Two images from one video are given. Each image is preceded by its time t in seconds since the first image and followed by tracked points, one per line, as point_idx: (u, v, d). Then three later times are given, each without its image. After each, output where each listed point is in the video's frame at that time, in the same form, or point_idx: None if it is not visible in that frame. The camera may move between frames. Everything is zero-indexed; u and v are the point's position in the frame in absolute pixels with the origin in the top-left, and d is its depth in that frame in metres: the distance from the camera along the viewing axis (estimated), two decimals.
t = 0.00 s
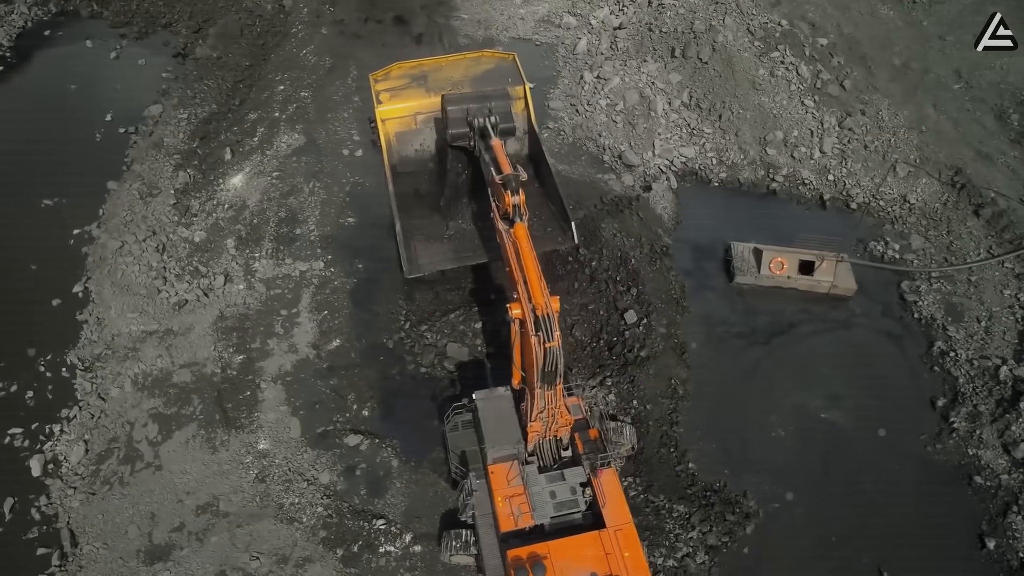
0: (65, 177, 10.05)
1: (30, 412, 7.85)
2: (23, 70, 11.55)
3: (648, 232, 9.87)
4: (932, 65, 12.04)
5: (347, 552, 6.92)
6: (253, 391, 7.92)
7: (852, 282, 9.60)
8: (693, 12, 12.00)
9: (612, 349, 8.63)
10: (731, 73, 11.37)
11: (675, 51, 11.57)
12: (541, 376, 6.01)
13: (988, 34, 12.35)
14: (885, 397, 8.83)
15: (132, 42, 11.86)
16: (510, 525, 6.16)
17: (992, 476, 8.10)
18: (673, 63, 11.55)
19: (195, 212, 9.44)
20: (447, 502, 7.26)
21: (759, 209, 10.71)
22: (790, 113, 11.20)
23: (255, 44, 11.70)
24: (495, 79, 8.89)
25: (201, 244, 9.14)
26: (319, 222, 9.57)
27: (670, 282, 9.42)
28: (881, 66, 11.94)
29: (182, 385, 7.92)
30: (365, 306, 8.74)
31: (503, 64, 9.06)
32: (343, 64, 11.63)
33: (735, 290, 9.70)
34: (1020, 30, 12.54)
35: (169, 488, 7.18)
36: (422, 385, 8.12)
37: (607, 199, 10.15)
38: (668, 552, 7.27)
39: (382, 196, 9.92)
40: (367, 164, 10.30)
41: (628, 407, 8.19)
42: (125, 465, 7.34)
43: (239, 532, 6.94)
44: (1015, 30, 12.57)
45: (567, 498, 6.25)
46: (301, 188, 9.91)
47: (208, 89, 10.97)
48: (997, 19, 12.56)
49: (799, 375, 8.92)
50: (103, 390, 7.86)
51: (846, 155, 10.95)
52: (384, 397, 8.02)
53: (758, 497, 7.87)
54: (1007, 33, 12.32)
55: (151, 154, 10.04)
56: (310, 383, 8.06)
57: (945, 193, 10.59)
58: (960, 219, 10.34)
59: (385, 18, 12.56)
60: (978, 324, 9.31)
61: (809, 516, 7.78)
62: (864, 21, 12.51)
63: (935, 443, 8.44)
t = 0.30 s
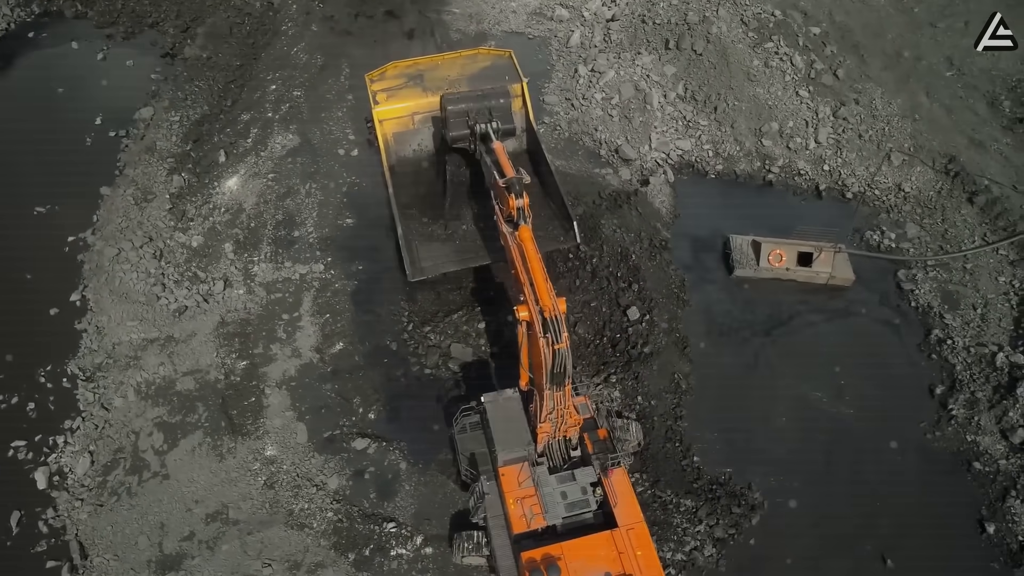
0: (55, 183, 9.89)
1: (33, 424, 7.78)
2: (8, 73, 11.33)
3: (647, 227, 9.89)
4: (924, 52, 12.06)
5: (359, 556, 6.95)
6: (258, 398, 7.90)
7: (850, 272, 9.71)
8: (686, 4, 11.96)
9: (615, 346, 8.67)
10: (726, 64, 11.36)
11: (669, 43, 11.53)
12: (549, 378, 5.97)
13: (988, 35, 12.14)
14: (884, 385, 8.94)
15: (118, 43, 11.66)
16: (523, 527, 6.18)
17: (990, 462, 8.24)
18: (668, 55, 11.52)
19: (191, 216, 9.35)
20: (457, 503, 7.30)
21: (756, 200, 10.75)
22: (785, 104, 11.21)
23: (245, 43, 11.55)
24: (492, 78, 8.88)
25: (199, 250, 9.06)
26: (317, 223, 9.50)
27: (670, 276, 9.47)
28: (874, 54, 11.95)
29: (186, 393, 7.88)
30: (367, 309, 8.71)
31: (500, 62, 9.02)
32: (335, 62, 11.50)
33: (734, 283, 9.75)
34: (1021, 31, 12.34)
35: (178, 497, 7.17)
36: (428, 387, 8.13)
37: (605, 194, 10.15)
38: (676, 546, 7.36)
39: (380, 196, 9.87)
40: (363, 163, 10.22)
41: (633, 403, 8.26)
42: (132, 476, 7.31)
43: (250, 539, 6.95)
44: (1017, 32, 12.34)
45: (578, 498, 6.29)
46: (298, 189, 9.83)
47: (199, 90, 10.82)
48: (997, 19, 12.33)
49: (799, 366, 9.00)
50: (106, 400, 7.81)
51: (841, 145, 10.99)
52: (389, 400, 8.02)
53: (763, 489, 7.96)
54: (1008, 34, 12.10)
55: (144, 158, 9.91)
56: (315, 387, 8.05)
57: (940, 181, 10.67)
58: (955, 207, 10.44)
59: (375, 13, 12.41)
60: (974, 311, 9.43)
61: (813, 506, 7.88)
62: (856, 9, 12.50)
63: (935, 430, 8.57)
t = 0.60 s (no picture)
0: (45, 189, 9.74)
1: (35, 436, 7.72)
2: None
3: (645, 221, 9.92)
4: (915, 39, 12.08)
5: (370, 559, 6.98)
6: (263, 403, 7.87)
7: (847, 262, 9.80)
8: None
9: (618, 343, 8.72)
10: (720, 55, 11.35)
11: (663, 35, 11.49)
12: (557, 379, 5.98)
13: (988, 36, 12.05)
14: (883, 374, 9.05)
15: (104, 44, 11.46)
16: (533, 527, 6.30)
17: (988, 446, 8.39)
18: (661, 47, 11.49)
19: (186, 221, 9.25)
20: (466, 503, 7.34)
21: (752, 191, 10.79)
22: (779, 94, 11.23)
23: (234, 42, 11.38)
24: (488, 75, 8.86)
25: (197, 255, 8.98)
26: (315, 225, 9.45)
27: (669, 270, 9.52)
28: (865, 42, 11.96)
29: (189, 400, 7.84)
30: (368, 311, 8.69)
31: (495, 59, 9.01)
32: (326, 60, 11.37)
33: (733, 275, 9.81)
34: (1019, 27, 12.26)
35: (186, 505, 7.16)
36: (433, 388, 8.13)
37: (603, 189, 10.16)
38: (684, 540, 7.46)
39: (377, 196, 9.82)
40: (359, 163, 10.15)
41: (637, 398, 8.32)
42: (139, 486, 7.29)
43: (261, 546, 6.96)
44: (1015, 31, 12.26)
45: (588, 497, 6.37)
46: (294, 191, 9.75)
47: (189, 92, 10.67)
48: (997, 19, 12.23)
49: (799, 356, 9.09)
50: (109, 410, 7.75)
51: (835, 134, 11.05)
52: (395, 402, 8.03)
53: (766, 480, 8.07)
54: (1008, 34, 12.05)
55: (136, 162, 9.77)
56: (320, 391, 8.03)
57: (933, 168, 10.76)
58: (948, 194, 10.54)
59: (365, 8, 12.26)
60: (969, 297, 9.55)
61: (817, 495, 8.00)
62: None
63: (933, 417, 8.70)
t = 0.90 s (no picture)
0: (37, 196, 9.57)
1: (39, 448, 7.67)
2: None
3: (643, 215, 9.95)
4: (906, 26, 12.06)
5: (383, 561, 7.02)
6: (268, 409, 7.86)
7: (843, 251, 9.87)
8: None
9: (621, 338, 8.78)
10: (713, 45, 11.33)
11: (656, 26, 11.45)
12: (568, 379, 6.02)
13: (988, 34, 11.84)
14: (882, 361, 9.16)
15: (90, 45, 11.25)
16: (543, 525, 6.33)
17: (986, 430, 8.53)
18: (654, 38, 11.45)
19: (183, 225, 9.17)
20: (476, 503, 7.39)
21: (748, 181, 10.83)
22: (773, 84, 11.24)
23: (223, 41, 11.21)
24: (484, 72, 8.77)
25: (195, 260, 8.91)
26: (313, 227, 9.39)
27: (669, 263, 9.58)
28: (857, 28, 11.95)
29: (194, 408, 7.81)
30: (370, 312, 8.67)
31: (491, 55, 8.92)
32: (317, 58, 11.24)
33: (731, 266, 9.87)
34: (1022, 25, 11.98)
35: (196, 513, 7.15)
36: (438, 388, 8.15)
37: (600, 183, 10.16)
38: (692, 532, 7.57)
39: (375, 195, 9.76)
40: (354, 163, 10.07)
41: (642, 393, 8.39)
42: (147, 496, 7.27)
43: (273, 552, 6.98)
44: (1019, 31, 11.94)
45: (597, 496, 6.42)
46: (290, 192, 9.67)
47: (178, 93, 10.50)
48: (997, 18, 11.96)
49: (799, 346, 9.18)
50: (113, 419, 7.71)
51: (830, 123, 11.08)
52: (401, 403, 8.04)
53: (770, 469, 8.17)
54: (1008, 33, 11.77)
55: (129, 167, 9.63)
56: (325, 395, 8.02)
57: (926, 155, 10.84)
58: (942, 180, 10.62)
59: (354, 3, 12.09)
60: (964, 283, 9.66)
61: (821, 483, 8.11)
62: None
63: (932, 403, 8.83)
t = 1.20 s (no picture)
0: (27, 205, 9.41)
1: (43, 462, 7.62)
2: None
3: (641, 208, 9.99)
4: (896, 11, 11.93)
5: (395, 563, 7.07)
6: (273, 415, 7.84)
7: (838, 240, 9.91)
8: None
9: (624, 333, 8.85)
10: (705, 35, 11.30)
11: (647, 17, 11.40)
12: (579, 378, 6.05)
13: (988, 35, 11.71)
14: (880, 347, 9.27)
15: (74, 48, 11.04)
16: (552, 522, 6.39)
17: (982, 413, 8.68)
18: (646, 29, 11.41)
19: (178, 231, 9.07)
20: (485, 502, 7.44)
21: (744, 170, 10.87)
22: (765, 73, 11.25)
23: (210, 42, 11.04)
24: (479, 69, 8.79)
25: (192, 266, 8.83)
26: (310, 229, 9.33)
27: (668, 256, 9.64)
28: (846, 16, 11.81)
29: (199, 416, 7.78)
30: (372, 314, 8.66)
31: (486, 52, 8.93)
32: (307, 56, 11.11)
33: (729, 257, 9.94)
34: None
35: (206, 522, 7.15)
36: (443, 389, 8.16)
37: (597, 178, 10.16)
38: (699, 524, 7.68)
39: (371, 195, 9.69)
40: (349, 163, 9.99)
41: (645, 387, 8.47)
42: (156, 506, 7.26)
43: (285, 558, 7.01)
44: None
45: (606, 494, 6.51)
46: (286, 195, 9.59)
47: (167, 96, 10.34)
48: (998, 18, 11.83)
49: (799, 335, 9.27)
50: (117, 430, 7.66)
51: (822, 111, 11.12)
52: (406, 404, 8.05)
53: (773, 459, 8.28)
54: (1008, 34, 11.69)
55: (120, 172, 9.49)
56: (330, 399, 8.02)
57: (918, 141, 10.92)
58: (934, 165, 10.72)
59: None
60: (958, 268, 9.78)
61: (823, 471, 8.23)
62: None
63: (929, 387, 8.96)
